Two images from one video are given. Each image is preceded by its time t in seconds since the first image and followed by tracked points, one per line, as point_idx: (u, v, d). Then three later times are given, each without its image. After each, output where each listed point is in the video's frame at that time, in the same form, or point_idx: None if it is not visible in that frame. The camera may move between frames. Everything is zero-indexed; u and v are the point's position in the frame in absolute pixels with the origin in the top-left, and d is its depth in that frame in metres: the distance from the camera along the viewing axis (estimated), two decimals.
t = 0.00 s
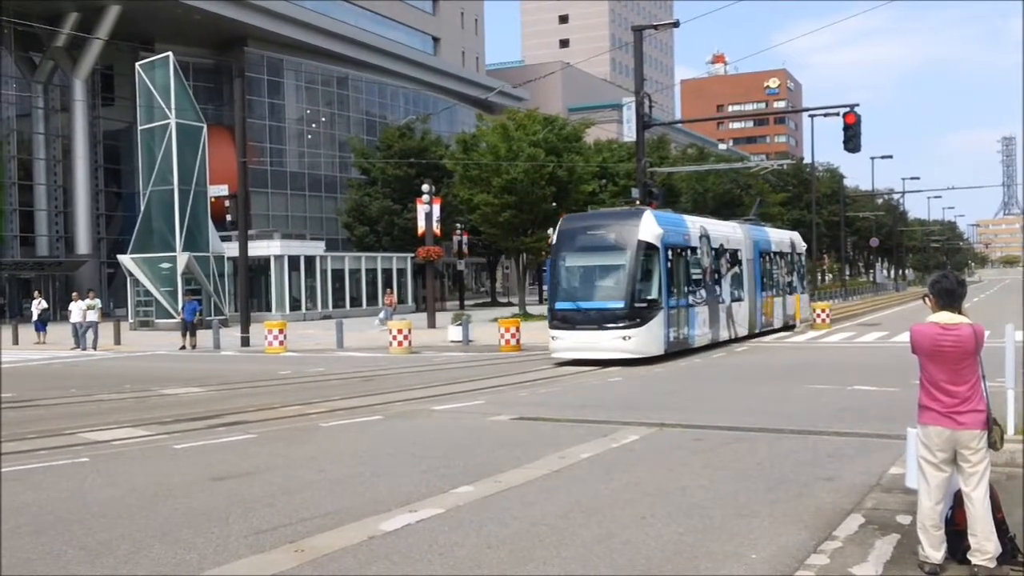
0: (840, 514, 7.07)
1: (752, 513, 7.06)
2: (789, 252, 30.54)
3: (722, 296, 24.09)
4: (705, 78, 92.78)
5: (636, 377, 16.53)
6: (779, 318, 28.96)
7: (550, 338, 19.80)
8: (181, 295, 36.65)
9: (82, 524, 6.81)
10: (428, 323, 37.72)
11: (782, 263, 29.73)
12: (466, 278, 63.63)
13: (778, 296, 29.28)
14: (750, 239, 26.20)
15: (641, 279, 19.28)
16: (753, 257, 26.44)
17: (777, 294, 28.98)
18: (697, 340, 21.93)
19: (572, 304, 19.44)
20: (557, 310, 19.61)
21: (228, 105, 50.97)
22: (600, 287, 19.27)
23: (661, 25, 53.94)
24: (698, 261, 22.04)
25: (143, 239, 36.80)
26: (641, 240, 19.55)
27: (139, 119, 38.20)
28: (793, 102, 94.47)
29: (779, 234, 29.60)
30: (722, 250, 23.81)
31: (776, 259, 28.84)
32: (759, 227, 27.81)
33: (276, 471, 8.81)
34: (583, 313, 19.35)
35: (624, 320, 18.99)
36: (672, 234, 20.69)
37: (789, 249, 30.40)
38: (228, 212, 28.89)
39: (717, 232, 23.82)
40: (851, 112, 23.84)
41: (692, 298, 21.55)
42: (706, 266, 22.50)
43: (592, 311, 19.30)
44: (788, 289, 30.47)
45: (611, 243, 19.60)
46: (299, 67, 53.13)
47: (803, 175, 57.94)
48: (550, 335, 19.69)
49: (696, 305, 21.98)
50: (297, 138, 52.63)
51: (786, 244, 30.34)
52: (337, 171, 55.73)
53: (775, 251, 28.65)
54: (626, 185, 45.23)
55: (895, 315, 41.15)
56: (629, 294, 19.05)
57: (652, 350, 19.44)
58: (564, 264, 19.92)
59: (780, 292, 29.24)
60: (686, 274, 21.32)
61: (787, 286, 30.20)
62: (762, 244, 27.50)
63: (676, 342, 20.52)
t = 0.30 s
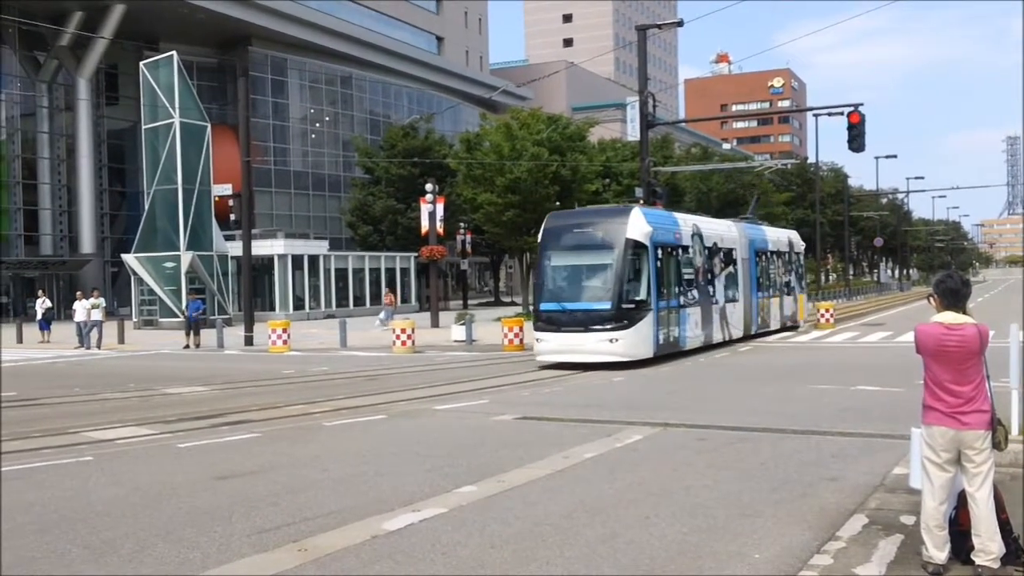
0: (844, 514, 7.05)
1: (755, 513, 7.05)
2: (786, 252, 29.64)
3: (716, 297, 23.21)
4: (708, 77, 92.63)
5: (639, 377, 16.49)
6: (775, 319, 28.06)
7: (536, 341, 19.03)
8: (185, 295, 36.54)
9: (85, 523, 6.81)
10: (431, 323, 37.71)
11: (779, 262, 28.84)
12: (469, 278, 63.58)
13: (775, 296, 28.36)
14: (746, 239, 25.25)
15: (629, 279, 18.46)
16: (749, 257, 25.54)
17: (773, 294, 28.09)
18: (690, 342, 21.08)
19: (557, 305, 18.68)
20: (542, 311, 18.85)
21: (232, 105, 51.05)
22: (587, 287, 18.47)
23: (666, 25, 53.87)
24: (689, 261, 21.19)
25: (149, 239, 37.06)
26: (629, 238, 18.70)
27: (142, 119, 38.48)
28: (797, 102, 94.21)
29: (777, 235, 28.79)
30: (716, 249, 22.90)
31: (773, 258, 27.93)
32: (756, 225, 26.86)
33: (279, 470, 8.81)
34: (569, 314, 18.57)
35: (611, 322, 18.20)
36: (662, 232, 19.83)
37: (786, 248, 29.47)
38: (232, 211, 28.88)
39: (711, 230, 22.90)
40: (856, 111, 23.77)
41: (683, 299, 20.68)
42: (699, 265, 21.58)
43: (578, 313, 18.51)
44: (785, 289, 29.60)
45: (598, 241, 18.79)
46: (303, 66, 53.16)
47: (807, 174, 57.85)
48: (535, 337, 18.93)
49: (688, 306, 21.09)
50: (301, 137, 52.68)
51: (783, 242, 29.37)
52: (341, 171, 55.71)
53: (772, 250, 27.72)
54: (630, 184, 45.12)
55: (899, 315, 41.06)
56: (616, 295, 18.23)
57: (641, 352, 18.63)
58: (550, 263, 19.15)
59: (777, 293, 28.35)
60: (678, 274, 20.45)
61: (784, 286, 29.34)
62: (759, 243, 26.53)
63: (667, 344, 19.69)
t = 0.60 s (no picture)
0: (849, 514, 7.04)
1: (760, 513, 7.04)
2: (784, 250, 28.74)
3: (709, 297, 22.23)
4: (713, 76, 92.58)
5: (643, 376, 16.47)
6: (772, 320, 27.13)
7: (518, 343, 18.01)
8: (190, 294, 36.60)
9: (90, 520, 6.84)
10: (435, 322, 37.73)
11: (777, 261, 27.93)
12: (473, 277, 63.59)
13: (771, 296, 27.41)
14: (742, 237, 24.33)
15: (615, 279, 17.52)
16: (744, 256, 24.55)
17: (769, 295, 27.14)
18: (680, 345, 20.07)
19: (540, 306, 17.67)
20: (524, 312, 17.83)
21: (237, 104, 51.16)
22: (570, 288, 17.51)
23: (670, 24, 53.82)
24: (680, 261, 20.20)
25: (153, 238, 36.93)
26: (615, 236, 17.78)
27: (147, 118, 38.41)
28: (801, 101, 94.01)
29: (775, 233, 27.99)
30: (709, 248, 21.95)
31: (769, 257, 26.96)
32: (752, 224, 25.93)
33: (285, 468, 8.83)
34: (552, 316, 17.55)
35: (596, 324, 17.22)
36: (651, 231, 18.92)
37: (784, 246, 28.54)
38: (236, 211, 28.88)
39: (704, 228, 21.95)
40: (861, 111, 23.75)
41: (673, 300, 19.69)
42: (690, 266, 20.65)
43: (562, 314, 17.51)
44: (783, 289, 28.72)
45: (584, 239, 17.85)
46: (307, 65, 53.21)
47: (811, 174, 57.81)
48: (516, 339, 17.90)
49: (678, 308, 20.14)
50: (305, 136, 52.72)
51: (781, 240, 28.43)
52: (345, 169, 55.72)
53: (768, 249, 26.77)
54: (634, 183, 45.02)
55: (903, 315, 40.95)
56: (602, 296, 17.28)
57: (628, 356, 17.63)
58: (533, 262, 18.17)
59: (774, 293, 27.42)
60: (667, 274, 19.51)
61: (782, 287, 28.43)
62: (755, 242, 25.61)
63: (654, 347, 18.71)
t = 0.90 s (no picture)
0: (858, 513, 7.00)
1: (769, 512, 7.02)
2: (787, 249, 28.43)
3: (705, 297, 21.95)
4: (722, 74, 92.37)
5: (651, 374, 16.44)
6: (775, 319, 26.83)
7: (501, 344, 17.55)
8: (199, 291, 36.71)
9: (101, 517, 6.86)
10: (443, 320, 37.75)
11: (779, 259, 27.68)
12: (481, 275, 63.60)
13: (773, 295, 27.10)
14: (741, 235, 24.08)
15: (601, 278, 17.07)
16: (743, 255, 24.25)
17: (770, 293, 26.84)
18: (671, 346, 19.71)
19: (524, 306, 17.22)
20: (507, 311, 17.39)
21: (246, 102, 51.31)
22: (554, 287, 17.06)
23: (679, 22, 53.68)
24: (672, 260, 19.88)
25: (162, 235, 36.98)
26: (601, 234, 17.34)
27: (156, 115, 38.60)
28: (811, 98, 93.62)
29: (777, 229, 27.75)
30: (704, 246, 21.68)
31: (771, 255, 26.67)
32: (753, 220, 25.68)
33: (293, 465, 8.84)
34: (536, 316, 17.10)
35: (581, 324, 16.77)
36: (639, 228, 18.52)
37: (787, 244, 28.23)
38: (245, 208, 28.91)
39: (699, 225, 21.66)
40: (870, 108, 23.68)
41: (664, 300, 19.38)
42: (684, 264, 20.38)
43: (546, 315, 17.05)
44: (786, 288, 28.46)
45: (569, 237, 17.39)
46: (316, 63, 53.36)
47: (821, 171, 57.59)
48: (500, 340, 17.46)
49: (670, 307, 19.86)
50: (314, 134, 52.93)
51: (783, 238, 28.13)
52: (353, 167, 55.76)
53: (770, 247, 26.50)
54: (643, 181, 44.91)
55: (914, 313, 40.80)
56: (587, 295, 16.82)
57: (613, 358, 17.19)
58: (517, 260, 17.73)
59: (776, 292, 27.13)
60: (658, 274, 19.18)
61: (785, 285, 28.14)
62: (756, 240, 25.35)
63: (643, 349, 18.29)
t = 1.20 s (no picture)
0: (870, 514, 6.97)
1: (780, 512, 7.00)
2: (790, 248, 27.24)
3: (702, 297, 20.78)
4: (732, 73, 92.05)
5: (662, 374, 16.39)
6: (778, 321, 25.73)
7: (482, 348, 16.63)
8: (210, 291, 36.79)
9: (112, 516, 6.88)
10: (453, 320, 37.72)
11: (782, 258, 26.50)
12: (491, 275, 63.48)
13: (776, 296, 25.92)
14: (742, 233, 22.96)
15: (585, 279, 16.04)
16: (744, 254, 23.11)
17: (773, 294, 25.68)
18: (663, 350, 18.66)
19: (504, 307, 16.25)
20: (487, 313, 16.43)
21: (256, 103, 51.53)
22: (536, 288, 16.07)
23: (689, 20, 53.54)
24: (665, 259, 18.76)
25: (174, 236, 37.24)
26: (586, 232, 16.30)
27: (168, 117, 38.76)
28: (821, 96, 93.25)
29: (781, 226, 26.65)
30: (702, 244, 20.54)
31: (774, 254, 25.50)
32: (756, 218, 24.58)
33: (303, 465, 8.86)
34: (517, 319, 16.14)
35: (564, 328, 15.79)
36: (629, 226, 17.43)
37: (790, 243, 27.00)
38: (256, 209, 28.96)
39: (697, 222, 20.52)
40: (882, 106, 23.58)
41: (656, 301, 18.29)
42: (678, 263, 19.27)
43: (528, 317, 16.09)
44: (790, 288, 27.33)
45: (552, 235, 16.36)
46: (326, 64, 53.49)
47: (832, 170, 57.33)
48: (481, 344, 16.54)
49: (663, 309, 18.75)
50: (324, 134, 52.89)
51: (787, 237, 26.91)
52: (363, 167, 55.78)
53: (773, 246, 25.37)
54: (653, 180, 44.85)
55: (925, 312, 40.64)
56: (571, 297, 15.81)
57: (600, 362, 16.21)
58: (499, 260, 16.73)
59: (779, 293, 25.98)
60: (650, 273, 18.09)
61: (789, 285, 26.98)
62: (758, 238, 24.23)
63: (632, 352, 17.28)
